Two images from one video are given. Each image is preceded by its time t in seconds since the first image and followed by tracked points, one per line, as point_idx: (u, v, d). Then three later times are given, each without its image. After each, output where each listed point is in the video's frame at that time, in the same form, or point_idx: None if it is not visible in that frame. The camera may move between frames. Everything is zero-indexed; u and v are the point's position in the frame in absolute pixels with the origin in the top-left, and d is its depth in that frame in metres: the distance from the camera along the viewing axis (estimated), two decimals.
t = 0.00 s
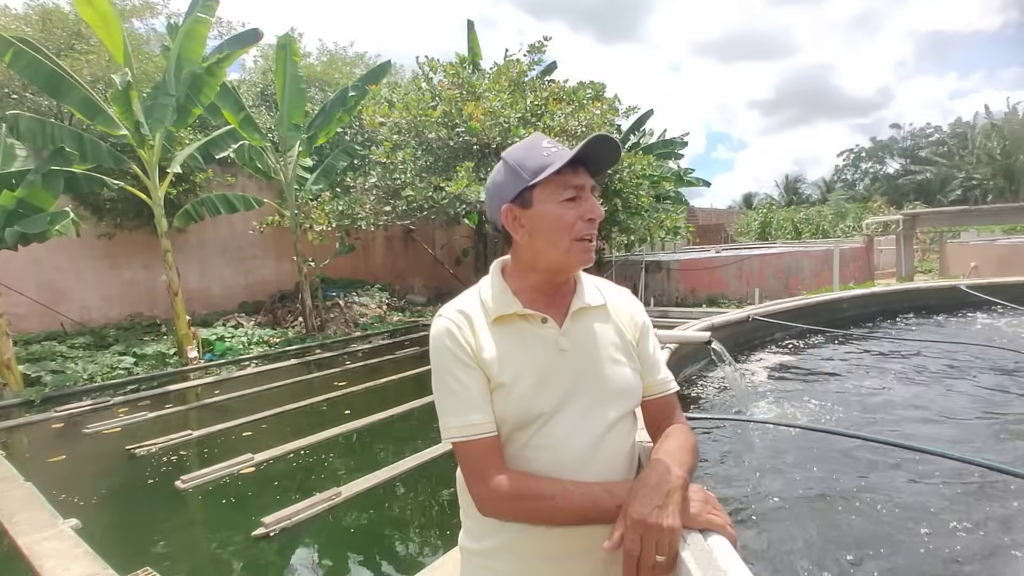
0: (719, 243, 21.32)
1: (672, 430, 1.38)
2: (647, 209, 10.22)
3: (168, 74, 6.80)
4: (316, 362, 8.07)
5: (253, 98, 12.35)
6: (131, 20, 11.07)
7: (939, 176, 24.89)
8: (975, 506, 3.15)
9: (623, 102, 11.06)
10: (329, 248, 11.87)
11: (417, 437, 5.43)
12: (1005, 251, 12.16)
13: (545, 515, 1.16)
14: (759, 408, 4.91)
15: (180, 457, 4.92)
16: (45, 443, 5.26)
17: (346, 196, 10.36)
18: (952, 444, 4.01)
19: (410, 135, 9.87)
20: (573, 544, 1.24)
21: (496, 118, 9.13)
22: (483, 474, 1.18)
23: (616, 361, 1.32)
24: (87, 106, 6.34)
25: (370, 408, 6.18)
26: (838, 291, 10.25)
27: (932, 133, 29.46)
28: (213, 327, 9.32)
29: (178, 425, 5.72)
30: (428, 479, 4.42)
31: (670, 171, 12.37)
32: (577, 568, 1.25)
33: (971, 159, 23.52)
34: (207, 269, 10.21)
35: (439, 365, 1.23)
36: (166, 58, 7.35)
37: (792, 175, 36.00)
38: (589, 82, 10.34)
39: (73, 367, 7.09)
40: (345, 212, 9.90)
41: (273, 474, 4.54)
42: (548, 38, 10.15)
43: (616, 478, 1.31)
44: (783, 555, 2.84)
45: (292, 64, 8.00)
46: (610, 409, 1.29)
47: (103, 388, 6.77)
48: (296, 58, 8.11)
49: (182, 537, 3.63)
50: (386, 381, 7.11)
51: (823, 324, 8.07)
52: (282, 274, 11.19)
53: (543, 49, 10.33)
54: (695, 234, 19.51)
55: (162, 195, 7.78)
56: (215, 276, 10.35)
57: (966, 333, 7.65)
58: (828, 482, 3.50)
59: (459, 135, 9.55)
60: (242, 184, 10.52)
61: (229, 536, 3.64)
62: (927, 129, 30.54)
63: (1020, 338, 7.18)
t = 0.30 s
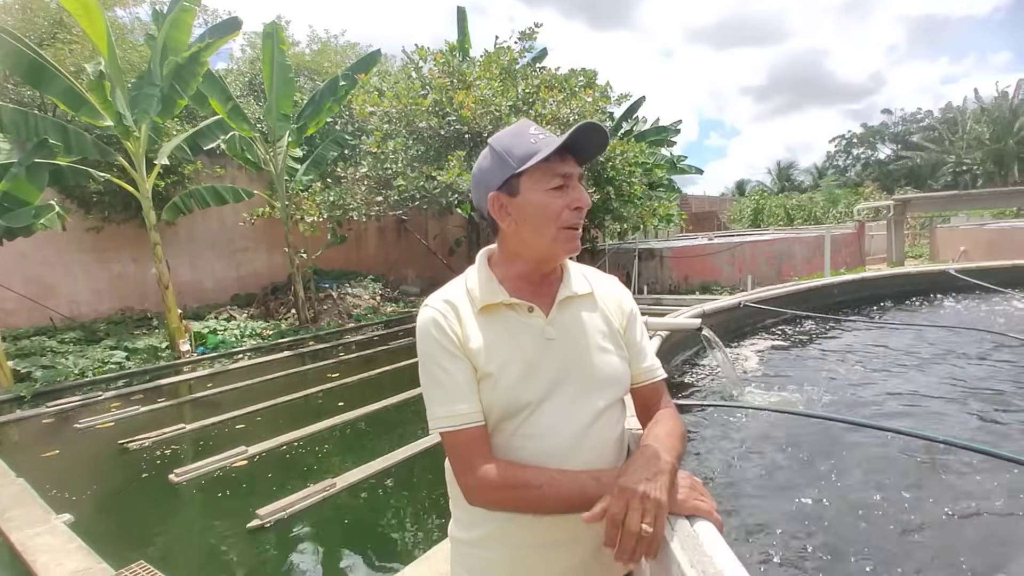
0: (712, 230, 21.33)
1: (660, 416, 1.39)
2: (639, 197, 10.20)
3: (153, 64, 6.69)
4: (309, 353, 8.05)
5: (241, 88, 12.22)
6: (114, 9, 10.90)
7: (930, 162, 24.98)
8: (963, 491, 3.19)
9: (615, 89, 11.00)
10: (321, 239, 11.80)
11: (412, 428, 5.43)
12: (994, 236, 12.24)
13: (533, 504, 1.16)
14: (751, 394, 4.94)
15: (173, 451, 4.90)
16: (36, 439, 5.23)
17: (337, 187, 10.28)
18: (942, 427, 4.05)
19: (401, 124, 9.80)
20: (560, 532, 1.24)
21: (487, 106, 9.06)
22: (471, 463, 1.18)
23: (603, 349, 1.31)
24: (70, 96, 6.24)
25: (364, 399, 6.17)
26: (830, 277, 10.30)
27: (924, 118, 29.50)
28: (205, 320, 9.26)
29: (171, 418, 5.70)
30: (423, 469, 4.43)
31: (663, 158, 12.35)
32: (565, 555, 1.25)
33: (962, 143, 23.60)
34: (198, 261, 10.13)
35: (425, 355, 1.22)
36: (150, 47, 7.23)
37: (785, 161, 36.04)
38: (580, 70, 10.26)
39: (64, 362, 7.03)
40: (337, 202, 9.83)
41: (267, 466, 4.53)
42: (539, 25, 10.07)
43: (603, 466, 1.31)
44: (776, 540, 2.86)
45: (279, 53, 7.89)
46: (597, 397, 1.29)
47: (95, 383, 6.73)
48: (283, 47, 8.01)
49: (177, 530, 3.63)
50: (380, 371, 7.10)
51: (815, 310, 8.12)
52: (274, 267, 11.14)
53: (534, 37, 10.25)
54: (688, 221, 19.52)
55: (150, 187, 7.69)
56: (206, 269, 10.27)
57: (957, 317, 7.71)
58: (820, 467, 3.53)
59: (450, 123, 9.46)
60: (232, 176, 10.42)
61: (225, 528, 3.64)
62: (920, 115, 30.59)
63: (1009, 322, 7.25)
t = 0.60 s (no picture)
0: (709, 225, 21.27)
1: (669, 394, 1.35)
2: (636, 191, 10.15)
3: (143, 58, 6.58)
4: (305, 350, 7.99)
5: (233, 83, 12.12)
6: (104, 3, 10.76)
7: (926, 155, 24.96)
8: (963, 486, 3.16)
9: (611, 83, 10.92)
10: (316, 235, 11.72)
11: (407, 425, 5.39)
12: (991, 229, 12.24)
13: (534, 503, 1.10)
14: (750, 389, 4.90)
15: (167, 450, 4.85)
16: (28, 439, 5.16)
17: (332, 182, 10.19)
18: (941, 421, 4.03)
19: (395, 119, 9.72)
20: (561, 529, 1.19)
21: (482, 101, 8.97)
22: (469, 461, 1.12)
23: (601, 344, 1.27)
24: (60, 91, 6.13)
25: (360, 396, 6.12)
26: (827, 271, 10.28)
27: (920, 111, 29.48)
28: (199, 317, 9.19)
29: (165, 417, 5.64)
30: (420, 466, 4.38)
31: (660, 153, 12.29)
32: (567, 554, 1.20)
33: (957, 137, 23.60)
34: (191, 259, 10.04)
35: (420, 354, 1.17)
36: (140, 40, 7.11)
37: (781, 155, 35.99)
38: (576, 64, 10.18)
39: (57, 361, 6.95)
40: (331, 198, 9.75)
41: (263, 465, 4.48)
42: (534, 19, 9.98)
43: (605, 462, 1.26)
44: (777, 537, 2.82)
45: (271, 47, 7.79)
46: (597, 392, 1.24)
47: (88, 382, 6.65)
48: (276, 41, 7.91)
49: (172, 530, 3.57)
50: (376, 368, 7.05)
51: (812, 304, 8.09)
52: (268, 264, 11.07)
53: (529, 30, 10.16)
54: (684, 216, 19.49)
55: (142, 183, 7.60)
56: (200, 267, 10.19)
57: (955, 310, 7.69)
58: (820, 463, 3.50)
59: (445, 118, 9.38)
60: (225, 172, 10.33)
61: (221, 527, 3.59)
62: (916, 108, 30.58)
63: (1006, 316, 7.24)
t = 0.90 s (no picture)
0: (709, 224, 21.25)
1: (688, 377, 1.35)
2: (636, 191, 10.14)
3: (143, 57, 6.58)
4: (305, 350, 7.99)
5: (233, 83, 12.11)
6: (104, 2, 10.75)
7: (926, 154, 24.94)
8: (961, 490, 3.18)
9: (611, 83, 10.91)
10: (316, 235, 11.72)
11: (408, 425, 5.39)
12: (991, 228, 12.24)
13: (539, 505, 1.10)
14: (751, 389, 4.90)
15: (168, 450, 4.85)
16: (29, 439, 5.16)
17: (332, 182, 10.17)
18: (940, 421, 4.04)
19: (396, 119, 9.71)
20: (565, 530, 1.19)
21: (482, 100, 8.96)
22: (475, 461, 1.12)
23: (607, 343, 1.27)
24: (60, 91, 6.12)
25: (361, 396, 6.12)
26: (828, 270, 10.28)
27: (920, 111, 29.46)
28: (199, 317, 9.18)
29: (167, 416, 5.65)
30: (421, 466, 4.38)
31: (660, 152, 12.28)
32: (572, 555, 1.20)
33: (957, 136, 23.59)
34: (191, 258, 10.03)
35: (426, 355, 1.17)
36: (140, 40, 7.10)
37: (781, 155, 35.98)
38: (576, 63, 10.17)
39: (57, 360, 6.95)
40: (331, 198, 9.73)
41: (265, 464, 4.48)
42: (534, 18, 9.97)
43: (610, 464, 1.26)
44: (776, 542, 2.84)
45: (272, 46, 7.77)
46: (603, 392, 1.24)
47: (88, 381, 6.65)
48: (276, 40, 7.90)
49: (173, 530, 3.57)
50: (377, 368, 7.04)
51: (813, 304, 8.09)
52: (268, 264, 11.07)
53: (529, 30, 10.15)
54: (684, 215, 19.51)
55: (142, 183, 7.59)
56: (200, 267, 10.18)
57: (955, 310, 7.69)
58: (819, 466, 3.51)
59: (445, 118, 9.36)
60: (225, 172, 10.33)
61: (222, 528, 3.59)
62: (916, 108, 30.59)
63: (1005, 315, 7.25)
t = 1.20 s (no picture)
0: (709, 224, 21.25)
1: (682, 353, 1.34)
2: (637, 191, 10.14)
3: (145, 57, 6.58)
4: (305, 350, 7.98)
5: (234, 82, 12.12)
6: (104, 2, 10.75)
7: (926, 155, 24.94)
8: (963, 493, 3.18)
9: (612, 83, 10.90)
10: (316, 235, 11.72)
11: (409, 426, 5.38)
12: (992, 229, 12.23)
13: (544, 505, 1.10)
14: (753, 391, 4.90)
15: (169, 449, 4.84)
16: (30, 438, 5.15)
17: (332, 182, 10.16)
18: (943, 423, 4.03)
19: (396, 119, 9.70)
20: (570, 530, 1.19)
21: (483, 100, 8.96)
22: (480, 459, 1.12)
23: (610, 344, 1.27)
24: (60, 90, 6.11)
25: (362, 396, 6.12)
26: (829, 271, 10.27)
27: (920, 112, 29.45)
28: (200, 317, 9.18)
29: (167, 416, 5.65)
30: (421, 467, 4.37)
31: (661, 152, 12.28)
32: (576, 554, 1.20)
33: (958, 138, 23.59)
34: (191, 258, 10.03)
35: (433, 353, 1.17)
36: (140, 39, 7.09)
37: (781, 155, 35.97)
38: (577, 63, 10.15)
39: (57, 360, 6.93)
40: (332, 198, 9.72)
41: (266, 464, 4.47)
42: (535, 18, 9.96)
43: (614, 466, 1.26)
44: (779, 545, 2.84)
45: (273, 46, 7.77)
46: (608, 393, 1.24)
47: (88, 381, 6.64)
48: (277, 40, 7.89)
49: (174, 530, 3.57)
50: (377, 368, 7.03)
51: (814, 305, 8.08)
52: (269, 263, 11.06)
53: (530, 30, 10.14)
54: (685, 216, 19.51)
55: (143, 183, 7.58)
56: (201, 266, 10.17)
57: (956, 311, 7.69)
58: (821, 469, 3.50)
59: (445, 118, 9.38)
60: (225, 171, 10.33)
61: (223, 528, 3.58)
62: (916, 109, 30.60)
63: (1007, 317, 7.24)
